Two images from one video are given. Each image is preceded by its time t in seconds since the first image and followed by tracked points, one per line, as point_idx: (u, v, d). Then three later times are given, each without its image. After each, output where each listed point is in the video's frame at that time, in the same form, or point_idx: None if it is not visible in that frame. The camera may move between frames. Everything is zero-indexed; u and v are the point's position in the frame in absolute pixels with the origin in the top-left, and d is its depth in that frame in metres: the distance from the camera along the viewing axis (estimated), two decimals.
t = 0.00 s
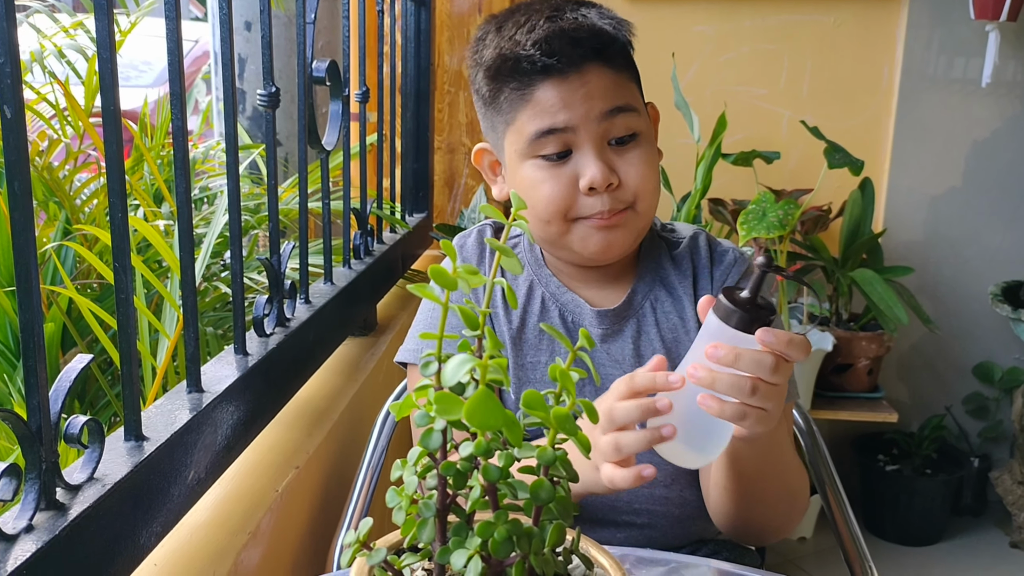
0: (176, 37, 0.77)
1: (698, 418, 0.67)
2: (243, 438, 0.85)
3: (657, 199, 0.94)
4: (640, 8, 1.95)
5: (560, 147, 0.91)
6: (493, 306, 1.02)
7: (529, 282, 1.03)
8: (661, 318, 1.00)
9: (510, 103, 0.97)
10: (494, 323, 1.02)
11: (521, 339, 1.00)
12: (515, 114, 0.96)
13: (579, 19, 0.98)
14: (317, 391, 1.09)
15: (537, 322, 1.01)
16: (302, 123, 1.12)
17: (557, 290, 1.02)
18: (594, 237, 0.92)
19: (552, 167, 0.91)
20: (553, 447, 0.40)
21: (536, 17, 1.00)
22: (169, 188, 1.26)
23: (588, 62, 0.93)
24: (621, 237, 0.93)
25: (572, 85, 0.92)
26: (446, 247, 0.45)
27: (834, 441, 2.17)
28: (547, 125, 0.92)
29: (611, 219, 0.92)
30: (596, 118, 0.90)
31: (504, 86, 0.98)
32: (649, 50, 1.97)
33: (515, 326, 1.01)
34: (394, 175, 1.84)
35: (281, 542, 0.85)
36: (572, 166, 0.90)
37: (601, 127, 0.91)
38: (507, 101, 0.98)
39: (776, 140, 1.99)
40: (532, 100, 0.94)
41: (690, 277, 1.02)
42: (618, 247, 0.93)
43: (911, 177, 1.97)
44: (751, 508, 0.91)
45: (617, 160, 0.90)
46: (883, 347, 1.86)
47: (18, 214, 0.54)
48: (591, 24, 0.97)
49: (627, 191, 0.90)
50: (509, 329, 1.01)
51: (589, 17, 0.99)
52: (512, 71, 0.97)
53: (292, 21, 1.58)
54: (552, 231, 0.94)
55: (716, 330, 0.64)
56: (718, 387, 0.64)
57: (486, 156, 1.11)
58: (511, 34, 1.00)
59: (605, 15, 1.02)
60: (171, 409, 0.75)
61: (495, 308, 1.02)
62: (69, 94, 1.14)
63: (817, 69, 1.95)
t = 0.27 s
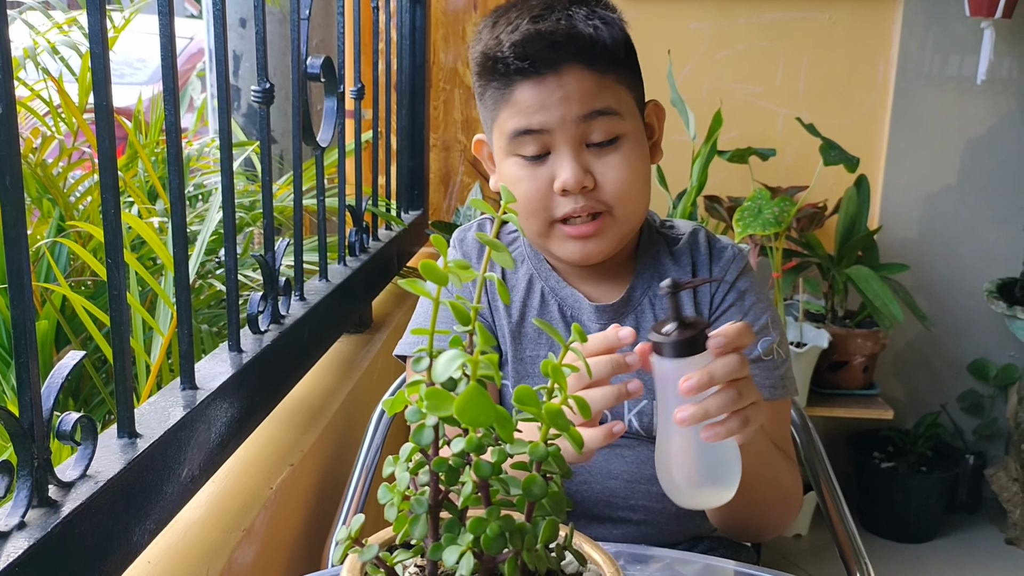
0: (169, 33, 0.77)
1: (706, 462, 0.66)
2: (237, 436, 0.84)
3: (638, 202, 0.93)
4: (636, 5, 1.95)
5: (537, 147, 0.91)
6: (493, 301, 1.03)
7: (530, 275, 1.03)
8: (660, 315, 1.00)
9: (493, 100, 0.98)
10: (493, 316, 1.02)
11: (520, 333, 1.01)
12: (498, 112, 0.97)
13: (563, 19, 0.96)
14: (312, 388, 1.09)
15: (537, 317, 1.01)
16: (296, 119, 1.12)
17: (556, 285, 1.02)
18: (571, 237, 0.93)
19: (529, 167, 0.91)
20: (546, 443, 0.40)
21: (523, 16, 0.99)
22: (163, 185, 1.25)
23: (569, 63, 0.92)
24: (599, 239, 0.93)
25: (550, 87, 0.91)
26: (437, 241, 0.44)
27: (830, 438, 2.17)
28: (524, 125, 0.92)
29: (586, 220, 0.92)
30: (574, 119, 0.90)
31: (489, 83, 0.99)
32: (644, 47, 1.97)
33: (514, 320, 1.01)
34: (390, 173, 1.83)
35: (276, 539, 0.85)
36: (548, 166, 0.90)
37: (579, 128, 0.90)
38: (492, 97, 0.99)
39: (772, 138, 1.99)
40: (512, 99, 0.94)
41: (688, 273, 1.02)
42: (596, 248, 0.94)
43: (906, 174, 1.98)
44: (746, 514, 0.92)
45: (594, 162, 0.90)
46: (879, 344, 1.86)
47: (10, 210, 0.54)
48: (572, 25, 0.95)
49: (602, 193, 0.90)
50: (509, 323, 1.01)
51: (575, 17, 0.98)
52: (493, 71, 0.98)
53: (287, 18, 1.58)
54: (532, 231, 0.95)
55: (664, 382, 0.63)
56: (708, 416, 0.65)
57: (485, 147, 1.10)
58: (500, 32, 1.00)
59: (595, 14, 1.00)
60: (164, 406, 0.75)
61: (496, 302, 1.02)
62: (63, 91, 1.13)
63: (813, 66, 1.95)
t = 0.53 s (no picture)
0: (163, 30, 0.76)
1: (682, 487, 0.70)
2: (231, 434, 0.84)
3: (628, 200, 0.93)
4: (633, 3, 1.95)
5: (525, 146, 0.91)
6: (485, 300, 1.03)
7: (523, 274, 1.03)
8: (651, 314, 0.99)
9: (481, 99, 0.98)
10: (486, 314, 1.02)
11: (512, 333, 1.01)
12: (487, 110, 0.97)
13: (549, 18, 0.96)
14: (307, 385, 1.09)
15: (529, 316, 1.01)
16: (291, 117, 1.11)
17: (549, 284, 1.02)
18: (561, 236, 0.93)
19: (518, 166, 0.91)
20: (539, 440, 0.40)
21: (511, 14, 0.99)
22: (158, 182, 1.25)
23: (554, 62, 0.91)
24: (589, 237, 0.93)
25: (536, 87, 0.91)
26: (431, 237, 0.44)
27: (826, 435, 2.18)
28: (511, 124, 0.91)
29: (576, 220, 0.92)
30: (561, 119, 0.90)
31: (477, 82, 0.99)
32: (641, 45, 1.97)
33: (506, 320, 1.01)
34: (385, 170, 1.83)
35: (270, 538, 0.84)
36: (536, 167, 0.90)
37: (567, 128, 0.90)
38: (480, 95, 0.99)
39: (767, 135, 1.99)
40: (499, 99, 0.94)
41: (681, 271, 1.01)
42: (586, 247, 0.94)
43: (902, 172, 1.98)
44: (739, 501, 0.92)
45: (583, 162, 0.90)
46: (874, 341, 1.87)
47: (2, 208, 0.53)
48: (557, 25, 0.94)
49: (591, 193, 0.90)
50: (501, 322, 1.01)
51: (562, 16, 0.97)
52: (479, 69, 0.98)
53: (282, 14, 1.57)
54: (522, 230, 0.95)
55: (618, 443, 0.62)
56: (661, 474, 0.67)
57: (478, 144, 1.10)
58: (489, 29, 1.00)
59: (583, 13, 0.99)
60: (159, 403, 0.74)
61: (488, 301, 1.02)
62: (57, 87, 1.13)
63: (809, 64, 1.95)
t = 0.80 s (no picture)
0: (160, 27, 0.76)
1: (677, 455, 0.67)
2: (229, 431, 0.84)
3: (622, 191, 0.93)
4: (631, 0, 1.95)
5: (519, 138, 0.91)
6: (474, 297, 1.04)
7: (511, 271, 1.04)
8: (635, 308, 1.00)
9: (471, 96, 0.98)
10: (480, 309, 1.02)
11: (502, 330, 1.01)
12: (477, 106, 0.97)
13: (538, 11, 0.96)
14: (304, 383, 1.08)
15: (519, 313, 1.01)
16: (288, 115, 1.11)
17: (538, 280, 1.02)
18: (556, 230, 0.92)
19: (512, 160, 0.91)
20: (536, 436, 0.40)
21: (499, 9, 0.99)
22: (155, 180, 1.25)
23: (547, 56, 0.92)
24: (584, 229, 0.93)
25: (528, 79, 0.91)
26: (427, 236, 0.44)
27: (823, 433, 2.18)
28: (504, 117, 0.92)
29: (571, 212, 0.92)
30: (555, 110, 0.90)
31: (466, 77, 0.99)
32: (638, 43, 1.97)
33: (496, 317, 1.01)
34: (383, 168, 1.83)
35: (267, 535, 0.84)
36: (531, 159, 0.90)
37: (561, 119, 0.90)
38: (470, 92, 0.98)
39: (765, 132, 1.99)
40: (491, 94, 0.94)
41: (665, 262, 1.02)
42: (582, 240, 0.93)
43: (899, 170, 1.98)
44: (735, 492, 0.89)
45: (578, 152, 0.90)
46: (871, 339, 1.87)
47: None
48: (547, 18, 0.95)
49: (586, 184, 0.90)
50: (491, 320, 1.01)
51: (551, 8, 0.98)
52: (471, 65, 0.97)
53: (279, 13, 1.57)
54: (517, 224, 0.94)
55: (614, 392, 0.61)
56: (673, 424, 0.64)
57: (463, 145, 1.11)
58: (476, 25, 1.00)
59: (570, 6, 1.00)
60: (156, 401, 0.74)
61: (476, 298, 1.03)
62: (54, 85, 1.12)
63: (806, 62, 1.95)
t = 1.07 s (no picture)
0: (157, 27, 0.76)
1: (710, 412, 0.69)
2: (228, 431, 0.85)
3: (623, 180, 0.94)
4: None
5: (522, 129, 0.91)
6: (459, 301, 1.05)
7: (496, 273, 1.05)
8: (620, 305, 1.01)
9: (468, 90, 0.98)
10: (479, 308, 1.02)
11: (489, 332, 1.01)
12: (473, 100, 0.97)
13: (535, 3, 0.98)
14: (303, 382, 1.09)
15: (504, 315, 1.02)
16: (287, 115, 1.11)
17: (522, 282, 1.03)
18: (564, 222, 0.91)
19: (516, 151, 0.91)
20: (532, 438, 0.40)
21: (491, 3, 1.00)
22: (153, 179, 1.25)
23: (547, 44, 0.94)
24: (591, 220, 0.92)
25: (530, 67, 0.92)
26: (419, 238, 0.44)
27: (821, 432, 2.19)
28: (506, 107, 0.92)
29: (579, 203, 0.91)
30: (556, 98, 0.91)
31: (461, 74, 0.99)
32: (637, 42, 1.97)
33: (483, 319, 1.02)
34: (381, 168, 1.83)
35: (265, 535, 0.84)
36: (536, 149, 0.90)
37: (563, 107, 0.91)
38: (466, 87, 0.98)
39: (763, 132, 2.00)
40: (491, 84, 0.94)
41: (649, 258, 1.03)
42: (589, 231, 0.93)
43: (897, 169, 1.98)
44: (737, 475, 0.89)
45: (582, 141, 0.90)
46: (869, 338, 1.87)
47: None
48: (546, 9, 0.97)
49: (592, 173, 0.90)
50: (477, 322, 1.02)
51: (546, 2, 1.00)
52: (470, 56, 0.97)
53: (278, 12, 1.57)
54: (523, 220, 0.93)
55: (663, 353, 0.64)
56: (723, 376, 0.68)
57: (447, 150, 1.11)
58: (465, 22, 1.00)
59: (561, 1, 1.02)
60: (154, 401, 0.75)
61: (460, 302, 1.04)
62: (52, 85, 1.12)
63: (804, 61, 1.95)
